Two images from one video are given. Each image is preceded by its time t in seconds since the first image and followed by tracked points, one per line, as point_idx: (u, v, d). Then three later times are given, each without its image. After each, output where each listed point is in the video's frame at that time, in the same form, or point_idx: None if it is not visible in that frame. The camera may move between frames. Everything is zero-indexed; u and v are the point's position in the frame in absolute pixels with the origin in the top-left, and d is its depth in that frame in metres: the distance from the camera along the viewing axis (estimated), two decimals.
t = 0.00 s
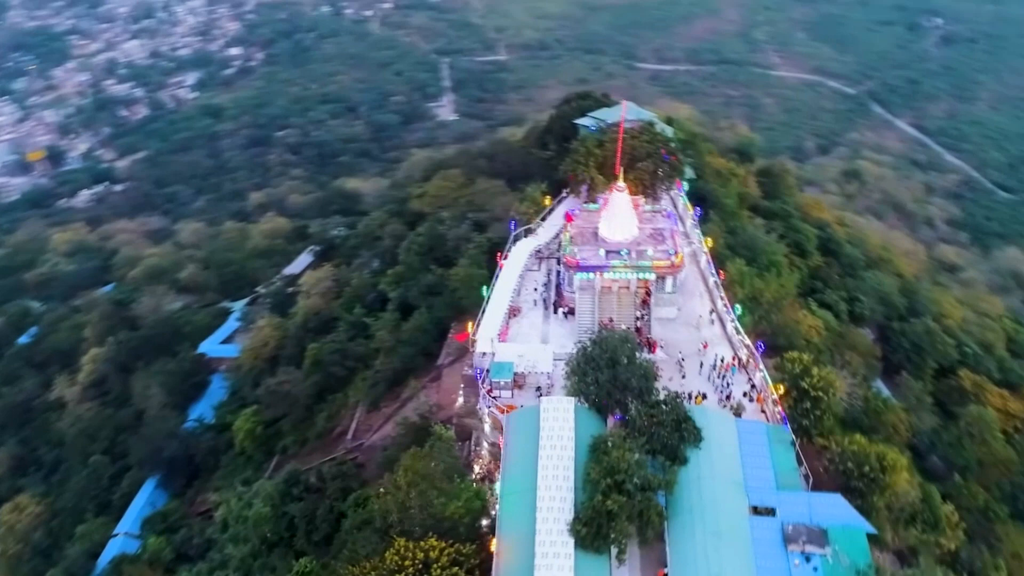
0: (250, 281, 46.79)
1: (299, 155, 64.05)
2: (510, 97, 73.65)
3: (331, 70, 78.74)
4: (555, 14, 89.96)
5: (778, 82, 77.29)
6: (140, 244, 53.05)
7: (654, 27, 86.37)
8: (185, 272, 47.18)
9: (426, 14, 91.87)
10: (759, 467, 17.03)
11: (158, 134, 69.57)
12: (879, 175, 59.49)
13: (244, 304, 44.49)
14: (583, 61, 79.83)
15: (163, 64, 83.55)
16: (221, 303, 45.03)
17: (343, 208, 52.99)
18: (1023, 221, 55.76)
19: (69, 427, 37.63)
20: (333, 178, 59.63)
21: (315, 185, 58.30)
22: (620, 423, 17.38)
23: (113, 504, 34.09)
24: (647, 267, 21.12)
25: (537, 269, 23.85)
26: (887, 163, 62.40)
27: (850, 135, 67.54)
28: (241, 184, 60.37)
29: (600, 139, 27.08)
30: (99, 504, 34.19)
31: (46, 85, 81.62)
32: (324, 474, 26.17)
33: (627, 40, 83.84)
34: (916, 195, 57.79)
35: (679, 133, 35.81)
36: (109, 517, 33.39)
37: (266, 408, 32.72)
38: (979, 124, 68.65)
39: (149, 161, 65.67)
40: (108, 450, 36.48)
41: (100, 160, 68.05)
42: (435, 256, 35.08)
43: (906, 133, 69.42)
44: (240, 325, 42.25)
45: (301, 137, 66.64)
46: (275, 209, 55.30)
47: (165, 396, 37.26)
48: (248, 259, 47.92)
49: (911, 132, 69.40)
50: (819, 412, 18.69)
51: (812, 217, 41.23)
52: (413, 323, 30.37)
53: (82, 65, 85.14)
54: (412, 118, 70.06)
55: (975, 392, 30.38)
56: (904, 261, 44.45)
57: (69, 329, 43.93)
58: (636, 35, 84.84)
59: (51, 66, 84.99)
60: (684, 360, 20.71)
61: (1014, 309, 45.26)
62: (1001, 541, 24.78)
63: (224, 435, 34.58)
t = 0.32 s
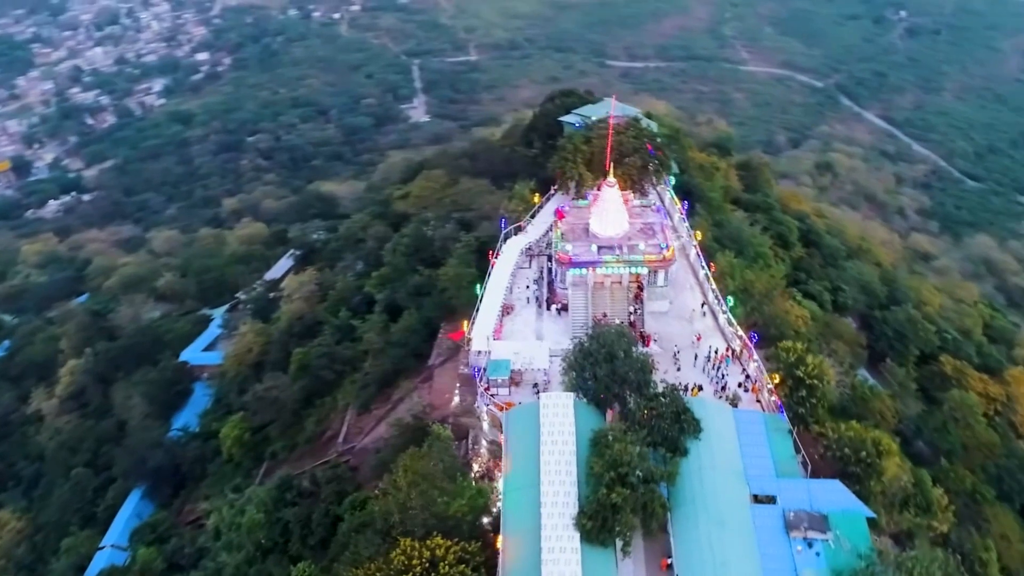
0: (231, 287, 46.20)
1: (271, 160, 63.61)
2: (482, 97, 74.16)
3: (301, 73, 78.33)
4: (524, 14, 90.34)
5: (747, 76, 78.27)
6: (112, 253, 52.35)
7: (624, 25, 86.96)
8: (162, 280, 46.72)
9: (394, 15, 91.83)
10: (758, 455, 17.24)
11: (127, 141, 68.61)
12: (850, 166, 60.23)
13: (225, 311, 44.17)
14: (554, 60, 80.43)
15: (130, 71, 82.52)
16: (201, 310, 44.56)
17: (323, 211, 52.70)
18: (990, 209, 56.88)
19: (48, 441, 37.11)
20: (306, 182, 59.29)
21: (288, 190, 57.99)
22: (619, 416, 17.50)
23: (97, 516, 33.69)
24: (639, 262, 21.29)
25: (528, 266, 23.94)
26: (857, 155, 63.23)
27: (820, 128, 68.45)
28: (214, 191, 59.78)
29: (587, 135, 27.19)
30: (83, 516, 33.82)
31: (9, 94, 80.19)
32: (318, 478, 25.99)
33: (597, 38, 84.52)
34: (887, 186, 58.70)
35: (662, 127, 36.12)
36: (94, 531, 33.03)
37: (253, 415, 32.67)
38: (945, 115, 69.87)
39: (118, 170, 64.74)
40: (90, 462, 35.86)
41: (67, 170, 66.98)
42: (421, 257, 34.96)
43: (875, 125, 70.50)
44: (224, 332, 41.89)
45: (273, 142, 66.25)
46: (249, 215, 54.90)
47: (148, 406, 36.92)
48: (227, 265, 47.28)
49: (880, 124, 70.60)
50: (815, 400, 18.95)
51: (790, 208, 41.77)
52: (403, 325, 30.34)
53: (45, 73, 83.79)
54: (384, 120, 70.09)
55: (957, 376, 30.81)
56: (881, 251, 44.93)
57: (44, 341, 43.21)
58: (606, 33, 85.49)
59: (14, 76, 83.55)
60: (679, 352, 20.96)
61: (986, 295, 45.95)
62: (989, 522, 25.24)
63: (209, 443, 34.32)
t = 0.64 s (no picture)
0: (211, 293, 45.80)
1: (243, 165, 63.01)
2: (454, 98, 74.43)
3: (271, 77, 77.68)
4: (494, 14, 90.55)
5: (718, 73, 79.00)
6: (84, 264, 51.50)
7: (594, 23, 87.29)
8: (140, 288, 46.26)
9: (364, 17, 91.38)
10: (755, 444, 17.46)
11: (95, 150, 67.41)
12: (823, 160, 61.05)
13: (205, 318, 43.71)
14: (525, 59, 80.73)
15: (96, 78, 81.01)
16: (181, 318, 44.09)
17: (302, 215, 52.29)
18: (960, 198, 57.85)
19: (28, 455, 36.58)
20: (280, 187, 58.86)
21: (262, 195, 57.53)
22: (618, 409, 17.63)
23: (81, 529, 33.25)
24: (631, 256, 21.50)
25: (519, 264, 24.00)
26: (829, 148, 63.94)
27: (792, 122, 69.23)
28: (186, 198, 59.03)
29: (574, 131, 27.26)
30: (67, 530, 33.44)
31: None
32: (311, 482, 25.77)
33: (568, 37, 84.87)
34: (859, 178, 59.54)
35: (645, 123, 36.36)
36: (78, 544, 32.61)
37: (239, 421, 32.41)
38: (913, 107, 70.97)
39: (87, 178, 63.60)
40: (72, 475, 35.33)
41: (34, 180, 65.68)
42: (407, 258, 34.90)
43: (845, 118, 71.42)
44: (206, 339, 41.44)
45: (245, 147, 65.61)
46: (224, 221, 54.31)
47: (130, 415, 36.44)
48: (206, 271, 46.78)
49: (850, 117, 71.55)
50: (809, 388, 19.34)
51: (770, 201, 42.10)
52: (392, 326, 30.25)
53: (8, 82, 82.02)
54: (357, 123, 69.91)
55: (938, 363, 31.15)
56: (860, 242, 45.32)
57: (19, 355, 42.49)
58: (577, 31, 85.84)
59: None
60: (672, 345, 21.15)
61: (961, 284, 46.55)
62: (976, 504, 25.80)
63: (195, 451, 33.97)
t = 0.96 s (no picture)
0: (189, 301, 45.22)
1: (213, 172, 62.22)
2: (424, 99, 74.62)
3: (238, 83, 76.97)
4: (461, 14, 90.62)
5: (686, 69, 79.58)
6: (53, 276, 50.52)
7: (562, 21, 87.64)
8: (115, 298, 45.44)
9: (330, 20, 90.95)
10: (754, 431, 17.76)
11: (59, 160, 66.13)
12: (793, 152, 61.68)
13: (185, 327, 43.43)
14: (494, 59, 80.91)
15: (57, 87, 79.55)
16: (159, 327, 43.59)
17: (278, 220, 51.90)
18: (927, 186, 58.98)
19: (6, 471, 35.53)
20: (251, 193, 58.42)
21: (233, 201, 56.97)
22: (617, 402, 17.91)
23: (65, 544, 32.88)
24: (623, 251, 21.91)
25: (510, 262, 24.20)
26: (798, 140, 64.68)
27: (760, 116, 70.09)
28: (155, 206, 58.13)
29: (561, 128, 27.47)
30: (50, 545, 33.11)
31: None
32: (306, 488, 25.58)
33: (536, 36, 85.20)
34: (829, 169, 60.21)
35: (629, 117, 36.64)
36: (63, 560, 32.20)
37: (226, 429, 32.09)
38: (879, 98, 72.19)
39: (52, 189, 62.35)
40: (54, 490, 34.80)
41: None
42: (393, 259, 34.75)
43: (812, 111, 72.43)
44: (188, 349, 40.97)
45: (214, 153, 64.79)
46: (196, 229, 53.63)
47: (112, 427, 35.88)
48: (183, 279, 46.16)
49: (817, 110, 72.74)
50: (805, 376, 19.58)
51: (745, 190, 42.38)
52: (381, 327, 29.94)
53: None
54: (327, 127, 69.65)
55: (919, 348, 31.41)
56: (836, 232, 45.80)
57: None
58: (544, 30, 86.16)
59: None
60: (667, 337, 21.50)
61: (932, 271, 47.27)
62: (963, 486, 26.17)
63: (181, 461, 33.53)
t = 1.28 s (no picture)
0: (172, 309, 44.83)
1: (187, 178, 61.58)
2: (399, 101, 74.58)
3: (210, 88, 76.30)
4: (433, 15, 90.53)
5: (659, 65, 79.92)
6: (27, 288, 49.70)
7: (535, 20, 87.86)
8: (94, 307, 44.78)
9: (301, 23, 90.43)
10: (754, 421, 18.18)
11: (29, 169, 64.97)
12: (769, 147, 62.10)
13: (168, 334, 43.05)
14: (469, 59, 80.95)
15: (25, 95, 78.14)
16: (141, 336, 43.09)
17: (260, 225, 51.57)
18: (900, 178, 59.76)
19: None
20: (228, 199, 57.97)
21: (209, 207, 56.48)
22: (618, 397, 18.35)
23: (53, 557, 32.51)
24: (618, 246, 22.17)
25: (504, 260, 24.41)
26: (773, 135, 65.19)
27: (734, 112, 70.57)
28: (129, 214, 57.37)
29: (552, 124, 27.56)
30: (37, 559, 32.68)
31: None
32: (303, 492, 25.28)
33: (509, 35, 85.27)
34: (804, 162, 60.69)
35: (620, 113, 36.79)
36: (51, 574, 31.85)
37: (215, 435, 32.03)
38: (850, 92, 73.10)
39: (22, 198, 61.11)
40: (39, 502, 34.28)
41: None
42: (382, 259, 34.46)
43: (785, 106, 73.15)
44: (170, 357, 40.75)
45: (188, 159, 64.03)
46: (173, 236, 53.01)
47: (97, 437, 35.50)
48: (164, 285, 45.64)
49: (790, 104, 73.57)
50: (801, 364, 19.95)
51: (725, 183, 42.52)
52: (374, 328, 29.83)
53: None
54: (302, 130, 69.33)
55: (904, 337, 31.82)
56: (817, 224, 46.15)
57: None
58: (518, 30, 86.27)
59: None
60: (663, 331, 21.88)
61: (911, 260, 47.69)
62: (953, 470, 26.45)
63: (170, 469, 33.23)
